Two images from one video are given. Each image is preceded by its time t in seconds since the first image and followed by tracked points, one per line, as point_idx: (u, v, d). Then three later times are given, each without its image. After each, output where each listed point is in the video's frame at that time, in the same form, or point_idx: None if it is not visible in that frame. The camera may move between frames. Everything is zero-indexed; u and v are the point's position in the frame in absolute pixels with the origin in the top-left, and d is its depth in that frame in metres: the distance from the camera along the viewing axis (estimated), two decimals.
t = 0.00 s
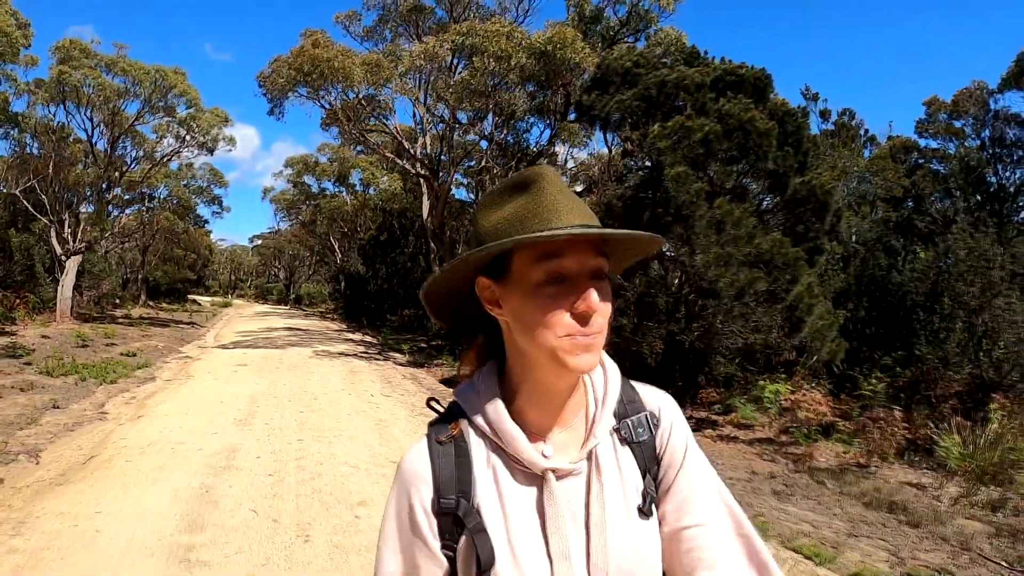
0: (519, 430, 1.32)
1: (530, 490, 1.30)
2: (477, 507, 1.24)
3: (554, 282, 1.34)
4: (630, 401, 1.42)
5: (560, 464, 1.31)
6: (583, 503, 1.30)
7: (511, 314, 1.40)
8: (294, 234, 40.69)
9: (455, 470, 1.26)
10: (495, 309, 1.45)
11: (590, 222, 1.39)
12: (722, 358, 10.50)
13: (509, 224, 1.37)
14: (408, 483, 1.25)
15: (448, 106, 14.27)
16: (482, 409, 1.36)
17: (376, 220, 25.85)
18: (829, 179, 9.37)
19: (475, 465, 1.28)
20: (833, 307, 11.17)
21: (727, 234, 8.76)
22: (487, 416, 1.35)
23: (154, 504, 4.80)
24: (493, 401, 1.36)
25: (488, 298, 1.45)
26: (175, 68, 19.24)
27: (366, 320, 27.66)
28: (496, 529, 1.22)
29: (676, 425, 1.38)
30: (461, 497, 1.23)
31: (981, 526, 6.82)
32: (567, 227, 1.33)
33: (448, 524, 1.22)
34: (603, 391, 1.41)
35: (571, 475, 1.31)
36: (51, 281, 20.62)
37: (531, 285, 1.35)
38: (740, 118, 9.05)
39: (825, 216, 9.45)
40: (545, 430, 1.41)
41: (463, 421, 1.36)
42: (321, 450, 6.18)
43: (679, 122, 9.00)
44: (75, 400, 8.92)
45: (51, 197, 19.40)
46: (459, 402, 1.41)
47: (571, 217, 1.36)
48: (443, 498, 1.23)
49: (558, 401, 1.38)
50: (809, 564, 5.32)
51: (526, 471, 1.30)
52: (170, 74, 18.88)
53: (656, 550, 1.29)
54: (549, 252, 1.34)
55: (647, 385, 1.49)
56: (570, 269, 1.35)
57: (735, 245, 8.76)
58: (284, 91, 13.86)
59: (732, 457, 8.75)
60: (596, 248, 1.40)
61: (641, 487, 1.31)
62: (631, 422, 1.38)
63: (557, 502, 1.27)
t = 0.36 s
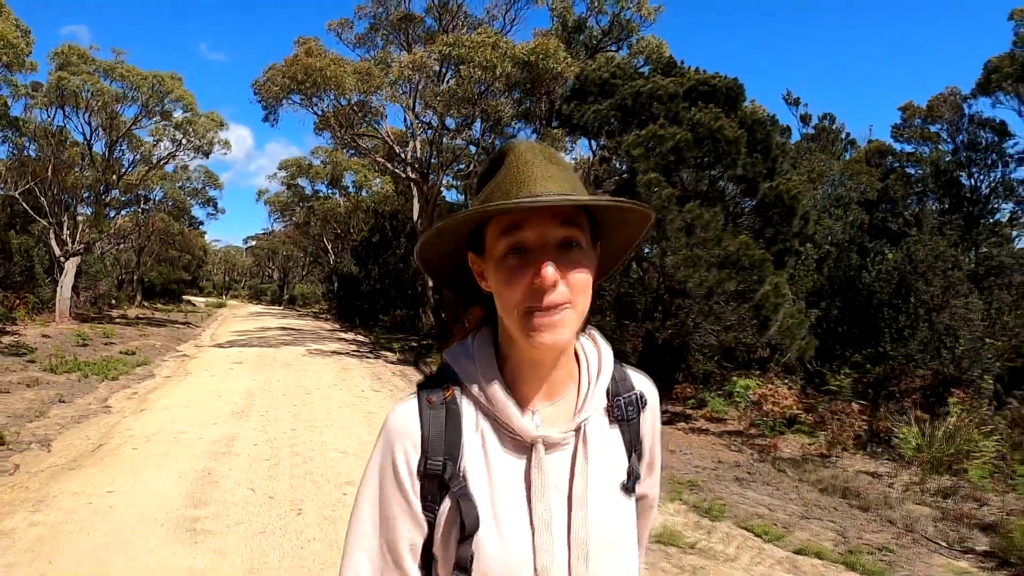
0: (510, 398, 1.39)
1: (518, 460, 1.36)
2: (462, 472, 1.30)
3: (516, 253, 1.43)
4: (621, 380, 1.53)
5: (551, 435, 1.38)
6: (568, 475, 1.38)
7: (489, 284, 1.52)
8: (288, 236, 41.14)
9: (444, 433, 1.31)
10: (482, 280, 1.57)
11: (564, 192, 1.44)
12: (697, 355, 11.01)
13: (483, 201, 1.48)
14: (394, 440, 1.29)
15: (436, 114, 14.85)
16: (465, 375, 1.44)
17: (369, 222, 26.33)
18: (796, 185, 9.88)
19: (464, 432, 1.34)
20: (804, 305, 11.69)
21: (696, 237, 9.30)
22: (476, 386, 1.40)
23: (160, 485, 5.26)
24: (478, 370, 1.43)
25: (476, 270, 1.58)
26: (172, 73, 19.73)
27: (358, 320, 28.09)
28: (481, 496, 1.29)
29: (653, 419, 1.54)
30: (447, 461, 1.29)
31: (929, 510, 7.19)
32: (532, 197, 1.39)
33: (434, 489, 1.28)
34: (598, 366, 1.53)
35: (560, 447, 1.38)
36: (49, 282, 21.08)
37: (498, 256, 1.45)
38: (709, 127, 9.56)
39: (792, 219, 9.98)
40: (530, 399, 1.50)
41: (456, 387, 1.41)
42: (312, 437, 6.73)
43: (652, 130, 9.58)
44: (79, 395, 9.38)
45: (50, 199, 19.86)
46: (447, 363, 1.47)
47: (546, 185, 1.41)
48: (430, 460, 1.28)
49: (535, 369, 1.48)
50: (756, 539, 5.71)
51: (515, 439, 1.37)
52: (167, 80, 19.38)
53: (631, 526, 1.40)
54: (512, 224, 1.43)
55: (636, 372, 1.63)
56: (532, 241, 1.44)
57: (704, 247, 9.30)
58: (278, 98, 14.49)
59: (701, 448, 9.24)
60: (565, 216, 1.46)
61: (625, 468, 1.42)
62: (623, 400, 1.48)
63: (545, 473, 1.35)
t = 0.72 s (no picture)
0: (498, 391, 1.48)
1: (503, 448, 1.45)
2: (447, 461, 1.41)
3: (514, 245, 1.54)
4: (609, 374, 1.62)
5: (535, 428, 1.48)
6: (551, 466, 1.47)
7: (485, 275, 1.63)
8: (281, 237, 41.60)
9: (429, 426, 1.42)
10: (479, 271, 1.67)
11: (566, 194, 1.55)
12: (673, 353, 11.58)
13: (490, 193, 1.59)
14: (383, 429, 1.41)
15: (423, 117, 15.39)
16: (456, 367, 1.53)
17: (361, 223, 26.82)
18: (765, 190, 10.45)
19: (451, 420, 1.46)
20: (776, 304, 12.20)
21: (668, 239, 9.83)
22: (467, 377, 1.50)
23: (163, 468, 5.74)
24: (468, 362, 1.52)
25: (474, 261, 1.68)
26: (168, 78, 20.23)
27: (351, 320, 28.58)
28: (462, 484, 1.40)
29: (643, 411, 1.64)
30: (432, 450, 1.39)
31: (876, 496, 7.48)
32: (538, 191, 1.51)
33: (417, 476, 1.39)
34: (585, 361, 1.62)
35: (544, 438, 1.48)
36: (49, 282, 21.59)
37: (497, 246, 1.56)
38: (679, 134, 10.13)
39: (760, 222, 10.55)
40: (519, 391, 1.59)
41: (443, 380, 1.51)
42: (302, 425, 7.28)
43: (625, 138, 10.13)
44: (83, 390, 9.87)
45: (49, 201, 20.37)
46: (440, 356, 1.57)
47: (550, 184, 1.52)
48: (416, 449, 1.39)
49: (523, 360, 1.57)
50: (708, 519, 6.20)
51: (499, 429, 1.47)
52: (163, 84, 19.89)
53: (618, 522, 1.49)
54: (513, 218, 1.55)
55: (626, 365, 1.72)
56: (530, 235, 1.55)
57: (674, 249, 9.82)
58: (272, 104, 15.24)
59: (671, 440, 9.75)
60: (564, 217, 1.57)
61: (610, 460, 1.51)
62: (611, 397, 1.56)
63: (527, 462, 1.43)
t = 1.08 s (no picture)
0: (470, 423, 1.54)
1: (480, 476, 1.50)
2: (427, 494, 1.44)
3: (469, 289, 1.61)
4: (571, 400, 1.66)
5: (508, 455, 1.52)
6: (529, 490, 1.51)
7: (446, 316, 1.69)
8: (278, 239, 42.08)
9: (409, 459, 1.45)
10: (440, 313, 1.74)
11: (514, 231, 1.61)
12: (652, 352, 12.11)
13: (437, 242, 1.66)
14: (365, 470, 1.44)
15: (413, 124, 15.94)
16: (430, 400, 1.59)
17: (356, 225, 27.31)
18: (738, 197, 11.00)
19: (428, 453, 1.50)
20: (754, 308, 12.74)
21: (644, 244, 10.37)
22: (441, 412, 1.55)
23: (167, 457, 6.23)
24: (442, 399, 1.57)
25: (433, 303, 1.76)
26: (167, 84, 20.75)
27: (346, 320, 29.07)
28: (445, 514, 1.43)
29: (609, 420, 1.64)
30: (412, 484, 1.43)
31: (833, 487, 7.78)
32: (485, 237, 1.56)
33: (401, 510, 1.42)
34: (547, 386, 1.67)
35: (519, 464, 1.52)
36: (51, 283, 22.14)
37: (453, 291, 1.62)
38: (655, 145, 10.67)
39: (732, 228, 11.12)
40: (489, 418, 1.64)
41: (417, 413, 1.55)
42: (296, 419, 7.81)
43: (603, 148, 10.65)
44: (87, 388, 10.35)
45: (51, 204, 20.89)
46: (413, 391, 1.62)
47: (495, 226, 1.58)
48: (397, 484, 1.43)
49: (493, 389, 1.62)
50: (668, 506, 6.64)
51: (474, 458, 1.51)
52: (162, 90, 20.41)
53: (594, 538, 1.52)
54: (464, 263, 1.60)
55: (589, 386, 1.74)
56: (484, 276, 1.60)
57: (650, 254, 10.38)
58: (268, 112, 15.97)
59: (647, 437, 10.23)
60: (514, 253, 1.63)
61: (581, 482, 1.54)
62: (573, 420, 1.60)
63: (504, 488, 1.48)
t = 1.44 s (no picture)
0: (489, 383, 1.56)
1: (501, 433, 1.53)
2: (447, 454, 1.45)
3: (485, 256, 1.62)
4: (583, 363, 1.78)
5: (527, 414, 1.56)
6: (546, 450, 1.57)
7: (462, 282, 1.71)
8: (275, 240, 42.53)
9: (428, 419, 1.46)
10: (456, 278, 1.76)
11: (531, 201, 1.63)
12: (636, 350, 12.60)
13: (456, 209, 1.67)
14: (384, 430, 1.45)
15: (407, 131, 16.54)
16: (447, 363, 1.61)
17: (352, 226, 27.76)
18: (716, 202, 11.55)
19: (448, 413, 1.51)
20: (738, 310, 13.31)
21: (625, 246, 10.95)
22: (459, 375, 1.57)
23: (175, 445, 6.74)
24: (458, 362, 1.60)
25: (451, 270, 1.77)
26: (167, 90, 21.24)
27: (343, 320, 29.50)
28: (466, 471, 1.45)
29: (613, 397, 1.79)
30: (433, 443, 1.44)
31: (798, 475, 8.20)
32: (503, 205, 1.59)
33: (422, 469, 1.42)
34: (561, 353, 1.75)
35: (535, 423, 1.57)
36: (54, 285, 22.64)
37: (469, 258, 1.64)
38: (635, 151, 11.18)
39: (710, 232, 11.68)
40: (507, 382, 1.68)
41: (436, 375, 1.58)
42: (295, 413, 8.39)
43: (587, 154, 11.13)
44: (93, 384, 10.81)
45: (54, 207, 21.38)
46: (428, 354, 1.63)
47: (514, 194, 1.59)
48: (417, 443, 1.43)
49: (506, 355, 1.66)
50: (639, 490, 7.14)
51: (493, 417, 1.55)
52: (163, 96, 20.89)
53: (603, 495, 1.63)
54: (481, 231, 1.62)
55: (595, 355, 1.89)
56: (500, 245, 1.63)
57: (632, 255, 10.93)
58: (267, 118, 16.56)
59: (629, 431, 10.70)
60: (532, 222, 1.65)
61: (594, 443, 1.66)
62: (585, 383, 1.72)
63: (525, 447, 1.51)
